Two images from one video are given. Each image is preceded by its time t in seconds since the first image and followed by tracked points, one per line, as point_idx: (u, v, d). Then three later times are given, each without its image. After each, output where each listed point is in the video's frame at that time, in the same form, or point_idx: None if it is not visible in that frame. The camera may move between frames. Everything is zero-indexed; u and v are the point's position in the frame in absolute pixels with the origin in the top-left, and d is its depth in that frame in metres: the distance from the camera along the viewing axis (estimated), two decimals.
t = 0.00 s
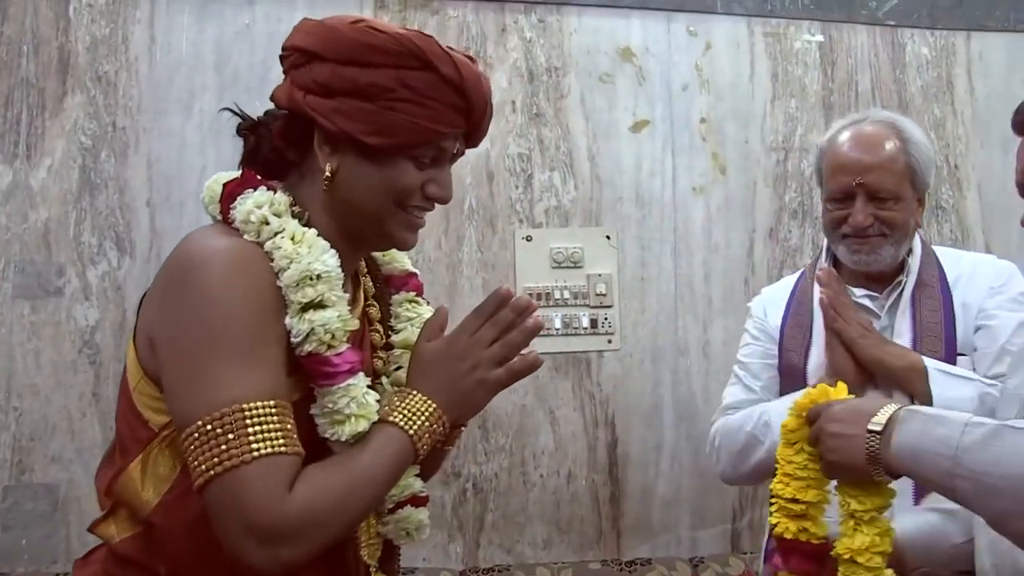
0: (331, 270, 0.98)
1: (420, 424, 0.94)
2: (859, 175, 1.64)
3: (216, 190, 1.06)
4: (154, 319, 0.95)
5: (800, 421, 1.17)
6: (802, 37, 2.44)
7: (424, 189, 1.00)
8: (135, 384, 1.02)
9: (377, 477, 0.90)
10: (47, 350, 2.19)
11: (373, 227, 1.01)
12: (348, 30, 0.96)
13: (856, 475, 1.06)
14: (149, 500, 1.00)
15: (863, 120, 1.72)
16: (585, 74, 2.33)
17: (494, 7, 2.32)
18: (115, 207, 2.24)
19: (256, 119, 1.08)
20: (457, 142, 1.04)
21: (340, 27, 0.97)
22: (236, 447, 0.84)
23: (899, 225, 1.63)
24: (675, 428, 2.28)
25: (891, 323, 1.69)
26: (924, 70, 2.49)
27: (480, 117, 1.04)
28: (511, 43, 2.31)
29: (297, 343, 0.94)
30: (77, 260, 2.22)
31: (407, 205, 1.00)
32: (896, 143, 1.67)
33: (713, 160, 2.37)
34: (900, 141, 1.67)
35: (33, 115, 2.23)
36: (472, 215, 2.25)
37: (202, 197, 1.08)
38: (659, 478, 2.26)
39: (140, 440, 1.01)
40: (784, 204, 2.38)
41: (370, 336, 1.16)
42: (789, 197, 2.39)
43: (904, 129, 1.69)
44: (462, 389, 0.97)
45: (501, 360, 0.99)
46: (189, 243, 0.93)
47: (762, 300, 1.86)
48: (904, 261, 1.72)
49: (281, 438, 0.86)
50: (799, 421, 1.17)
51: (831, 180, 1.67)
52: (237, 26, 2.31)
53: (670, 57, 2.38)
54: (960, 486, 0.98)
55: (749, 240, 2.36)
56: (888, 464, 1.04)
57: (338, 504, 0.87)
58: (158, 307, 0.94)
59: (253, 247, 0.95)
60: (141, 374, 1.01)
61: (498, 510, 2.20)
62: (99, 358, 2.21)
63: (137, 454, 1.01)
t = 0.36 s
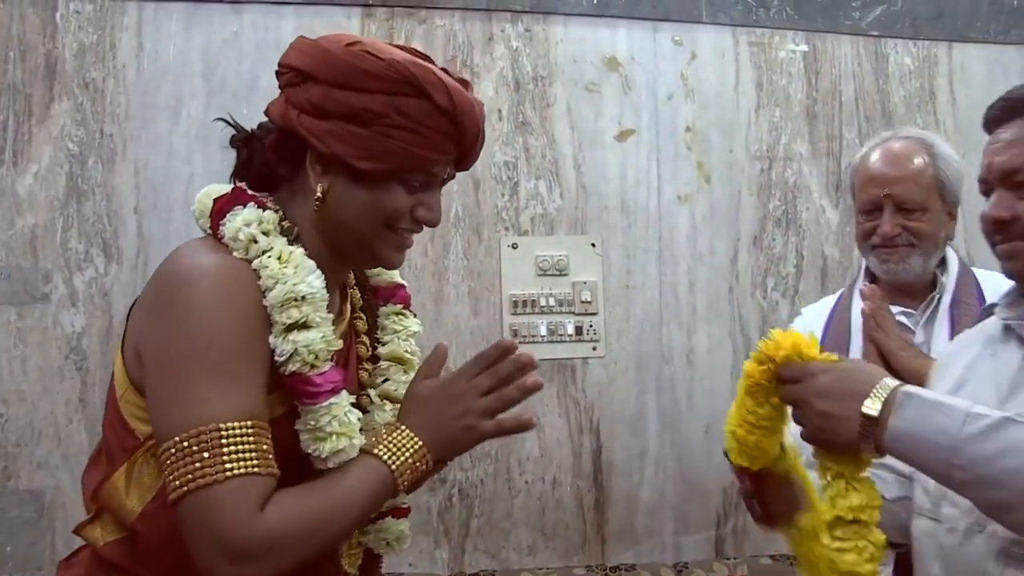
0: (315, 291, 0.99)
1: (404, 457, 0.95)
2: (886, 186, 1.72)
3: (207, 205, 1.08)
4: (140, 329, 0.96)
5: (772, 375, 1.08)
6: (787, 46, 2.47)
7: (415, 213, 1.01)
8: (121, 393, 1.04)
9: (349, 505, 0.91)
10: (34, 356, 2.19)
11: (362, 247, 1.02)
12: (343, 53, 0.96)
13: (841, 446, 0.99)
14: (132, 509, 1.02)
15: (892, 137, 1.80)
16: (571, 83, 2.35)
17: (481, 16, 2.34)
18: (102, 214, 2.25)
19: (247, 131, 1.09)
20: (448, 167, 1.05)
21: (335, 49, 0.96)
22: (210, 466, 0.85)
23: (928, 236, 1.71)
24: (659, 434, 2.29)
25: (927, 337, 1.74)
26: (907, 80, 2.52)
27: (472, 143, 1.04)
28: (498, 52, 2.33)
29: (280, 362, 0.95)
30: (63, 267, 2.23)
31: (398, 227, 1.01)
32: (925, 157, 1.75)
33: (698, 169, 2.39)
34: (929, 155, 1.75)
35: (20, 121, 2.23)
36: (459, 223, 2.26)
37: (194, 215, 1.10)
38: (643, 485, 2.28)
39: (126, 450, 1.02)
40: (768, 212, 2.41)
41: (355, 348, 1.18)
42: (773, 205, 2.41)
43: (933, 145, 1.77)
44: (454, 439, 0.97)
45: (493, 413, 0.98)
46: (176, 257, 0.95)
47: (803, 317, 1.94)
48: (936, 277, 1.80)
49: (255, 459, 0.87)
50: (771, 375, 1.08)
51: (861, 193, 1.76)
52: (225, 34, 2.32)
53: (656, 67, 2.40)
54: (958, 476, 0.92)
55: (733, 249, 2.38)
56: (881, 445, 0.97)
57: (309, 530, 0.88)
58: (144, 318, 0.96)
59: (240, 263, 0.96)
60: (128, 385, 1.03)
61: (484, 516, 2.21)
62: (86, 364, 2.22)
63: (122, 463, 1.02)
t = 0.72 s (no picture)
0: (307, 309, 1.08)
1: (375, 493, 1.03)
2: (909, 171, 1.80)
3: (212, 209, 1.18)
4: (134, 332, 1.06)
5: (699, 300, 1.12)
6: (776, 44, 2.48)
7: (416, 246, 1.10)
8: (114, 388, 1.12)
9: (308, 534, 0.99)
10: (22, 348, 2.20)
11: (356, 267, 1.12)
12: (376, 81, 1.04)
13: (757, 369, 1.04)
14: (117, 501, 1.11)
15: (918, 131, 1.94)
16: (560, 79, 2.36)
17: (471, 12, 2.35)
18: (92, 207, 2.25)
19: (270, 130, 1.16)
20: (460, 204, 1.13)
21: (369, 75, 1.05)
22: (177, 472, 0.95)
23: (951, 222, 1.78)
24: (646, 429, 2.31)
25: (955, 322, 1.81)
26: (895, 79, 2.54)
27: (485, 186, 1.12)
28: (488, 47, 2.34)
29: (268, 374, 1.05)
30: (52, 259, 2.23)
31: (398, 256, 1.11)
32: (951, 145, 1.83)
33: (687, 165, 2.40)
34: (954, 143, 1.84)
35: (9, 114, 2.23)
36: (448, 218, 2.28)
37: (200, 215, 1.20)
38: (629, 479, 2.30)
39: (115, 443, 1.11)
40: (756, 209, 2.42)
41: (348, 356, 1.26)
42: (760, 202, 2.43)
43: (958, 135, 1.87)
44: (434, 481, 1.05)
45: (474, 467, 1.07)
46: (176, 262, 1.04)
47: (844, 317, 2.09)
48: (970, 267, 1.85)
49: (220, 472, 0.97)
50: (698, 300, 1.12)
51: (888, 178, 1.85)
52: (215, 28, 2.33)
53: (645, 63, 2.41)
54: (861, 407, 0.99)
55: (721, 245, 2.40)
56: (795, 375, 1.02)
57: (263, 549, 0.97)
58: (138, 323, 1.06)
59: (238, 271, 1.06)
60: (121, 382, 1.11)
61: (471, 509, 2.22)
62: (74, 356, 2.22)
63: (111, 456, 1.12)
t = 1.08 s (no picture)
0: (306, 322, 1.08)
1: (347, 523, 1.05)
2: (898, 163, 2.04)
3: (222, 210, 1.20)
4: (130, 323, 1.06)
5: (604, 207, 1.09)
6: (767, 43, 2.49)
7: (419, 273, 1.12)
8: (111, 380, 1.12)
9: (275, 550, 1.01)
10: (11, 342, 2.19)
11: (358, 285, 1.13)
12: (410, 112, 1.05)
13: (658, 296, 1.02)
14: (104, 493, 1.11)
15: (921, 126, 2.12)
16: (551, 76, 2.37)
17: (463, 8, 2.35)
18: (82, 200, 2.25)
19: (291, 135, 1.17)
20: (470, 240, 1.14)
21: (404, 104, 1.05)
22: (155, 468, 0.95)
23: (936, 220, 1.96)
24: (635, 426, 2.32)
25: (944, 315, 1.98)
26: (885, 78, 2.55)
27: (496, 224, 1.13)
28: (479, 43, 2.34)
29: (262, 382, 1.06)
30: (42, 252, 2.22)
31: (400, 280, 1.12)
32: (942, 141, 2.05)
33: (677, 163, 2.41)
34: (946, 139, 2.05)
35: None
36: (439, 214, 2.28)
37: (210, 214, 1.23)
38: (617, 476, 2.31)
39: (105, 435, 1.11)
40: (746, 207, 2.43)
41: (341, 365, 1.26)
42: (750, 200, 2.44)
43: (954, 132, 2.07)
44: (408, 521, 1.07)
45: (448, 521, 1.09)
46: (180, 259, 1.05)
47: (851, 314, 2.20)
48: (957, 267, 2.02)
49: (198, 474, 0.96)
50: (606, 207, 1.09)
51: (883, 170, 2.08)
52: (207, 23, 2.32)
53: (636, 61, 2.42)
54: (752, 340, 0.97)
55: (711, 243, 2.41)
56: (693, 306, 1.00)
57: (227, 557, 0.97)
58: (135, 314, 1.05)
59: (240, 275, 1.07)
60: (117, 374, 1.11)
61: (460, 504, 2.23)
62: (64, 350, 2.22)
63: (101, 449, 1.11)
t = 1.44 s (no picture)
0: (307, 318, 1.10)
1: (346, 520, 1.09)
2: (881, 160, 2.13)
3: (227, 203, 1.19)
4: (133, 315, 1.09)
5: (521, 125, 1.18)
6: (762, 36, 2.49)
7: (420, 276, 1.14)
8: (110, 368, 1.14)
9: (275, 541, 1.05)
10: (4, 331, 2.19)
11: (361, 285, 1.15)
12: (422, 118, 1.07)
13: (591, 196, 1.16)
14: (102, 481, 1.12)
15: (904, 121, 2.18)
16: (546, 68, 2.38)
17: None
18: (76, 190, 2.24)
19: (297, 131, 1.18)
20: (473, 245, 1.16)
21: (417, 111, 1.07)
22: (157, 459, 0.98)
23: (917, 211, 2.08)
24: (628, 418, 2.33)
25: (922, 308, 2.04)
26: (880, 72, 2.55)
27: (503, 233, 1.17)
28: (474, 35, 2.35)
29: (264, 376, 1.09)
30: (36, 242, 2.22)
31: (400, 282, 1.15)
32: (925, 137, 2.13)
33: (671, 156, 2.42)
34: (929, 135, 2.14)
35: None
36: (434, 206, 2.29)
37: (212, 205, 1.21)
38: (610, 468, 2.31)
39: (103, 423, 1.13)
40: (738, 199, 2.45)
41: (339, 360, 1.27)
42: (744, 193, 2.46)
43: (937, 126, 2.15)
44: (405, 523, 1.12)
45: (443, 526, 1.15)
46: (182, 252, 1.07)
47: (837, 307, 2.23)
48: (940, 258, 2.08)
49: (199, 465, 1.00)
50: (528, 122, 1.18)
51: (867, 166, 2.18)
52: (202, 13, 2.32)
53: (631, 53, 2.42)
54: (682, 241, 1.13)
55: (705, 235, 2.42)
56: (625, 208, 1.15)
57: (225, 550, 1.01)
58: (138, 306, 1.09)
59: (243, 268, 1.09)
60: (116, 363, 1.13)
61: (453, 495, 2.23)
62: (58, 340, 2.22)
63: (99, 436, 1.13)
